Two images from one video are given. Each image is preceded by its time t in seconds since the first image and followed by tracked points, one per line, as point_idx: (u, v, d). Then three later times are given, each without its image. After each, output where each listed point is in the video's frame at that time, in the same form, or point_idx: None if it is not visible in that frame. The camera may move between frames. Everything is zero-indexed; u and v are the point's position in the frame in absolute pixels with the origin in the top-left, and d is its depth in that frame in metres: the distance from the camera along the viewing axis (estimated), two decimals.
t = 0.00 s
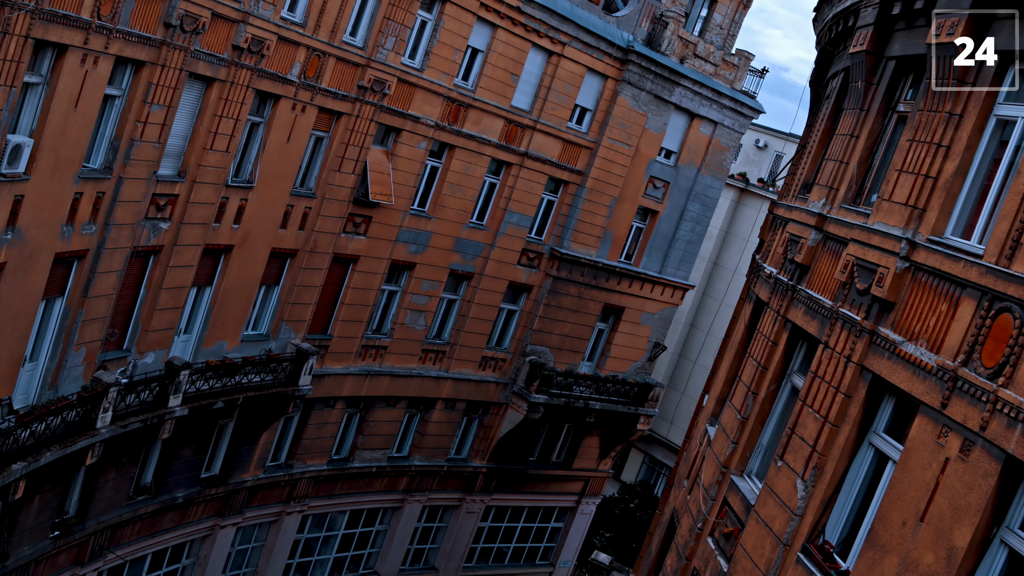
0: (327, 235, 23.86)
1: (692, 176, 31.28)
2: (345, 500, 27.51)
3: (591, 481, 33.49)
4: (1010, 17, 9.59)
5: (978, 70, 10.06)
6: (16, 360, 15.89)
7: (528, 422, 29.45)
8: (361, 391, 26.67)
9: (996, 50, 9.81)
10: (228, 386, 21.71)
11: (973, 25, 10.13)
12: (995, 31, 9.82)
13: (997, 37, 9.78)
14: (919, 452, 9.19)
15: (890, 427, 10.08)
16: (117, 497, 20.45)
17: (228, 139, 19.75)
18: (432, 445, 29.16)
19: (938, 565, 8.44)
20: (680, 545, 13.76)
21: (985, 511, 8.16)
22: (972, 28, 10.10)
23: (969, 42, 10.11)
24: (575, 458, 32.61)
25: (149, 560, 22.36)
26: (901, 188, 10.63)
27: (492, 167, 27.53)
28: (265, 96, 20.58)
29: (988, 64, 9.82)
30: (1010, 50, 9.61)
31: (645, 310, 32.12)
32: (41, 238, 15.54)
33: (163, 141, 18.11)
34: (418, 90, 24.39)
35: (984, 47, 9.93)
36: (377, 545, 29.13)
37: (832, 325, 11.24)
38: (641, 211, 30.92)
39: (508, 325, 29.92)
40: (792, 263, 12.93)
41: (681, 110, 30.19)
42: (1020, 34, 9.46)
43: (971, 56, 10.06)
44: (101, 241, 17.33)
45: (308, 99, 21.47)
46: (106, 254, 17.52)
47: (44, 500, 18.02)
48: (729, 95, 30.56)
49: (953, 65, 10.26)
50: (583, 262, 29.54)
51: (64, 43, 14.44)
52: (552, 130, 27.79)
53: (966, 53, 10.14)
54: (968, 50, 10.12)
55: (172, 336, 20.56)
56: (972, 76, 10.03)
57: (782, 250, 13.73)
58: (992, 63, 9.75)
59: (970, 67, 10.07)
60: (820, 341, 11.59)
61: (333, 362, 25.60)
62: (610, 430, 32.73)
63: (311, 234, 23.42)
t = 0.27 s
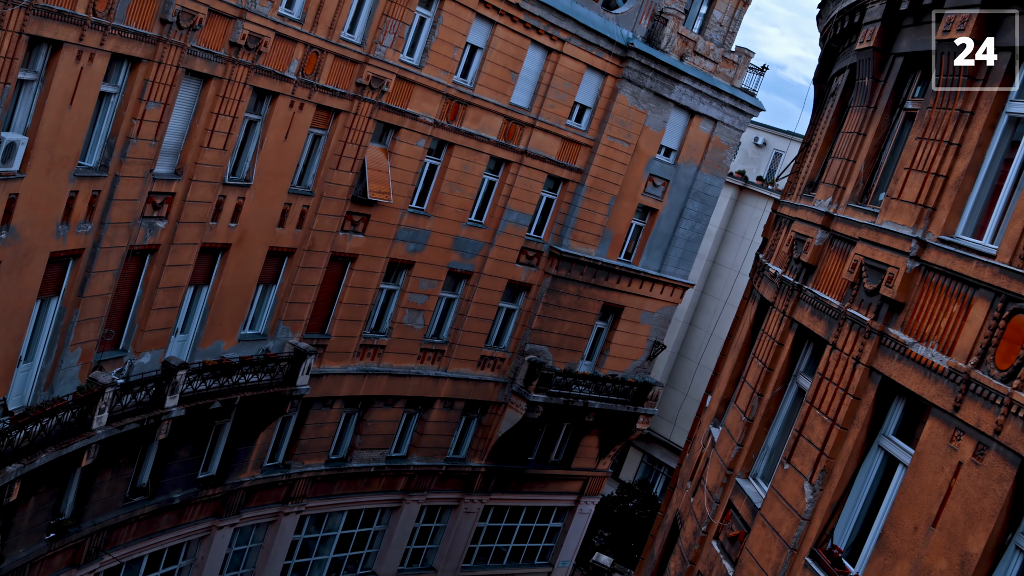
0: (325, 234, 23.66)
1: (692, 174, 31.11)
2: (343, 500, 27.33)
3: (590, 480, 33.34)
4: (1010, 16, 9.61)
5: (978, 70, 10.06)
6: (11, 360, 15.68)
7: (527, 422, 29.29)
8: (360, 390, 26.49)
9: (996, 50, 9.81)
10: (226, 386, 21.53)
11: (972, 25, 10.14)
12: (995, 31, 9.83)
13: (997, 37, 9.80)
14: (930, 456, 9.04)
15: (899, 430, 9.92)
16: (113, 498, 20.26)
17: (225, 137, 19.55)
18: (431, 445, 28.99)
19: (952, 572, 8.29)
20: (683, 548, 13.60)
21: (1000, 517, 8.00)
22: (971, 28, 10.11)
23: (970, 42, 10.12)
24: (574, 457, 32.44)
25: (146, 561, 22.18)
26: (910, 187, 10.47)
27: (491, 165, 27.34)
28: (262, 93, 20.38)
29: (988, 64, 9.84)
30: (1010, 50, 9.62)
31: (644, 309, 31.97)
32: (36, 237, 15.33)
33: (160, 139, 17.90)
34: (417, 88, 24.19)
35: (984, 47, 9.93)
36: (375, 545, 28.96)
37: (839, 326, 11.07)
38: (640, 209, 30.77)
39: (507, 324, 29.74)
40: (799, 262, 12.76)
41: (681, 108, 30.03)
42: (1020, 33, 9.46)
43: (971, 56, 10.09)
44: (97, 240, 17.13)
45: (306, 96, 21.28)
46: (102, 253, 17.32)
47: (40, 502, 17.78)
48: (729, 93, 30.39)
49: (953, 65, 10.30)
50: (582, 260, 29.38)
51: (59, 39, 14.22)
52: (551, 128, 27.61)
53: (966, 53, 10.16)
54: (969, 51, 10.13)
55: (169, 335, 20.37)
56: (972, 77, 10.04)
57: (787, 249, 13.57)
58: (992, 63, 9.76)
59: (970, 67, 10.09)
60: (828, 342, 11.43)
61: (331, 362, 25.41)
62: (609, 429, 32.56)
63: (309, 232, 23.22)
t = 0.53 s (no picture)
0: (322, 233, 23.44)
1: (691, 172, 30.94)
2: (340, 501, 27.12)
3: (588, 480, 33.18)
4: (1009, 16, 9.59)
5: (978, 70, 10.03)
6: (4, 362, 15.44)
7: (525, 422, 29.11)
8: (357, 391, 26.29)
9: (996, 50, 9.78)
10: (222, 387, 21.31)
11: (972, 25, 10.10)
12: (994, 32, 9.80)
13: (997, 38, 9.76)
14: (944, 462, 8.86)
15: (911, 434, 9.74)
16: (109, 501, 20.04)
17: (222, 135, 19.32)
18: (429, 445, 28.79)
19: None
20: (688, 553, 13.42)
21: (1018, 526, 7.83)
22: (970, 28, 10.07)
23: (969, 43, 10.10)
24: (573, 457, 32.27)
25: (142, 564, 21.97)
26: (922, 187, 10.29)
27: (490, 163, 27.13)
28: (259, 91, 20.14)
29: (988, 64, 9.82)
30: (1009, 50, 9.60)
31: (643, 308, 31.80)
32: (30, 237, 15.09)
33: (155, 138, 17.67)
34: (415, 85, 23.98)
35: (984, 47, 9.90)
36: (373, 547, 28.76)
37: (848, 329, 10.89)
38: (639, 208, 30.59)
39: (505, 324, 29.54)
40: (806, 263, 12.58)
41: (680, 106, 29.85)
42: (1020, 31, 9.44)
43: (970, 56, 10.09)
44: (92, 240, 16.90)
45: (304, 94, 21.05)
46: (97, 253, 17.08)
47: (34, 504, 17.54)
48: (729, 91, 30.20)
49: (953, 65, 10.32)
50: (581, 259, 29.19)
51: (53, 36, 13.99)
52: (550, 126, 27.41)
53: (966, 53, 10.14)
54: (969, 51, 10.12)
55: (165, 336, 20.15)
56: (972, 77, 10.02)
57: (793, 249, 13.39)
58: (991, 64, 9.75)
59: (970, 67, 10.07)
60: (836, 344, 11.25)
61: (328, 362, 25.20)
62: (608, 429, 32.40)
63: (306, 232, 23.00)
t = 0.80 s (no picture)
0: (319, 234, 23.21)
1: (690, 172, 30.77)
2: (336, 504, 26.91)
3: (586, 482, 33.01)
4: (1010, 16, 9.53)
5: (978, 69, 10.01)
6: None
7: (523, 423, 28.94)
8: (354, 392, 26.07)
9: (996, 50, 9.72)
10: (218, 390, 21.09)
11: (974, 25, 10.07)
12: (993, 32, 9.74)
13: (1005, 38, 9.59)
14: (958, 472, 8.69)
15: (921, 442, 9.55)
16: (103, 505, 19.80)
17: (217, 135, 19.08)
18: (426, 447, 28.59)
19: None
20: (692, 560, 13.24)
21: None
22: (971, 28, 10.07)
23: (970, 42, 10.08)
24: (571, 458, 32.11)
25: (137, 568, 21.74)
26: (932, 189, 10.10)
27: (488, 163, 26.92)
28: (255, 90, 19.91)
29: (988, 63, 9.74)
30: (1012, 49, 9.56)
31: (641, 308, 31.63)
32: (23, 239, 14.85)
33: (150, 138, 17.43)
34: (412, 85, 23.76)
35: (984, 47, 9.83)
36: (370, 549, 28.56)
37: (857, 333, 10.69)
38: (637, 207, 30.42)
39: (503, 324, 29.34)
40: (812, 266, 12.38)
41: (679, 105, 29.69)
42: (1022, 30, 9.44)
43: (971, 56, 10.08)
44: (86, 242, 16.65)
45: (300, 94, 20.82)
46: (91, 255, 16.84)
47: (27, 509, 17.28)
48: (727, 90, 30.03)
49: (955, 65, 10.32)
50: (579, 259, 29.01)
51: (46, 35, 13.75)
52: (548, 125, 27.22)
53: (965, 54, 10.16)
54: (969, 51, 10.12)
55: (160, 338, 19.92)
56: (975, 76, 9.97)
57: (798, 252, 13.20)
58: (991, 63, 9.66)
59: (972, 66, 10.04)
60: (844, 349, 11.05)
61: (325, 363, 24.98)
62: (606, 430, 32.24)
63: (303, 232, 22.77)
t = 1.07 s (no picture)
0: (315, 235, 23.02)
1: (688, 171, 30.62)
2: (333, 506, 26.72)
3: (584, 483, 32.87)
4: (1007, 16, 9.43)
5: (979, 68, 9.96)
6: None
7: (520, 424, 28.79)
8: (350, 394, 25.88)
9: (995, 50, 9.65)
10: (214, 392, 20.89)
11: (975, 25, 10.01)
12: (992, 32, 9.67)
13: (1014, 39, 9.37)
14: (969, 482, 8.54)
15: (930, 450, 9.38)
16: (97, 509, 19.60)
17: (213, 136, 18.87)
18: (423, 448, 28.42)
19: None
20: (695, 567, 13.09)
21: None
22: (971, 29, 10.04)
23: (970, 42, 10.06)
24: (568, 459, 31.97)
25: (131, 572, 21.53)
26: (941, 193, 9.93)
27: (485, 163, 26.74)
28: (251, 90, 19.71)
29: (988, 63, 9.70)
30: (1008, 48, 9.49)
31: (639, 309, 31.49)
32: (15, 241, 14.63)
33: (145, 139, 17.22)
34: (409, 84, 23.57)
35: (984, 47, 9.78)
36: (366, 551, 28.38)
37: (864, 339, 10.52)
38: (635, 207, 30.27)
39: (500, 325, 29.16)
40: (817, 269, 12.20)
41: (677, 105, 29.54)
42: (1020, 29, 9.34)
43: (970, 56, 10.08)
44: (79, 244, 16.43)
45: (296, 94, 20.62)
46: (85, 257, 16.62)
47: (21, 515, 17.05)
48: (725, 89, 29.87)
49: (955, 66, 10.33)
50: (577, 260, 28.86)
51: (39, 35, 13.54)
52: (545, 125, 27.05)
53: (966, 54, 10.14)
54: (970, 51, 10.09)
55: (155, 341, 19.71)
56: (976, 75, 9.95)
57: (803, 255, 13.03)
58: (991, 63, 9.62)
59: (975, 67, 9.95)
60: (850, 355, 10.87)
61: (321, 365, 24.79)
62: (604, 431, 32.11)
63: (299, 233, 22.57)
